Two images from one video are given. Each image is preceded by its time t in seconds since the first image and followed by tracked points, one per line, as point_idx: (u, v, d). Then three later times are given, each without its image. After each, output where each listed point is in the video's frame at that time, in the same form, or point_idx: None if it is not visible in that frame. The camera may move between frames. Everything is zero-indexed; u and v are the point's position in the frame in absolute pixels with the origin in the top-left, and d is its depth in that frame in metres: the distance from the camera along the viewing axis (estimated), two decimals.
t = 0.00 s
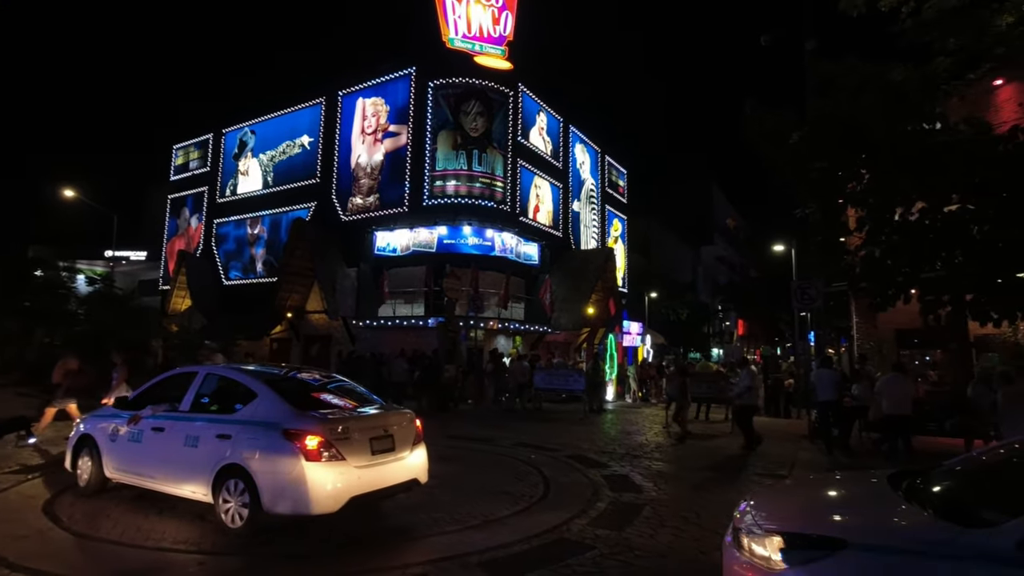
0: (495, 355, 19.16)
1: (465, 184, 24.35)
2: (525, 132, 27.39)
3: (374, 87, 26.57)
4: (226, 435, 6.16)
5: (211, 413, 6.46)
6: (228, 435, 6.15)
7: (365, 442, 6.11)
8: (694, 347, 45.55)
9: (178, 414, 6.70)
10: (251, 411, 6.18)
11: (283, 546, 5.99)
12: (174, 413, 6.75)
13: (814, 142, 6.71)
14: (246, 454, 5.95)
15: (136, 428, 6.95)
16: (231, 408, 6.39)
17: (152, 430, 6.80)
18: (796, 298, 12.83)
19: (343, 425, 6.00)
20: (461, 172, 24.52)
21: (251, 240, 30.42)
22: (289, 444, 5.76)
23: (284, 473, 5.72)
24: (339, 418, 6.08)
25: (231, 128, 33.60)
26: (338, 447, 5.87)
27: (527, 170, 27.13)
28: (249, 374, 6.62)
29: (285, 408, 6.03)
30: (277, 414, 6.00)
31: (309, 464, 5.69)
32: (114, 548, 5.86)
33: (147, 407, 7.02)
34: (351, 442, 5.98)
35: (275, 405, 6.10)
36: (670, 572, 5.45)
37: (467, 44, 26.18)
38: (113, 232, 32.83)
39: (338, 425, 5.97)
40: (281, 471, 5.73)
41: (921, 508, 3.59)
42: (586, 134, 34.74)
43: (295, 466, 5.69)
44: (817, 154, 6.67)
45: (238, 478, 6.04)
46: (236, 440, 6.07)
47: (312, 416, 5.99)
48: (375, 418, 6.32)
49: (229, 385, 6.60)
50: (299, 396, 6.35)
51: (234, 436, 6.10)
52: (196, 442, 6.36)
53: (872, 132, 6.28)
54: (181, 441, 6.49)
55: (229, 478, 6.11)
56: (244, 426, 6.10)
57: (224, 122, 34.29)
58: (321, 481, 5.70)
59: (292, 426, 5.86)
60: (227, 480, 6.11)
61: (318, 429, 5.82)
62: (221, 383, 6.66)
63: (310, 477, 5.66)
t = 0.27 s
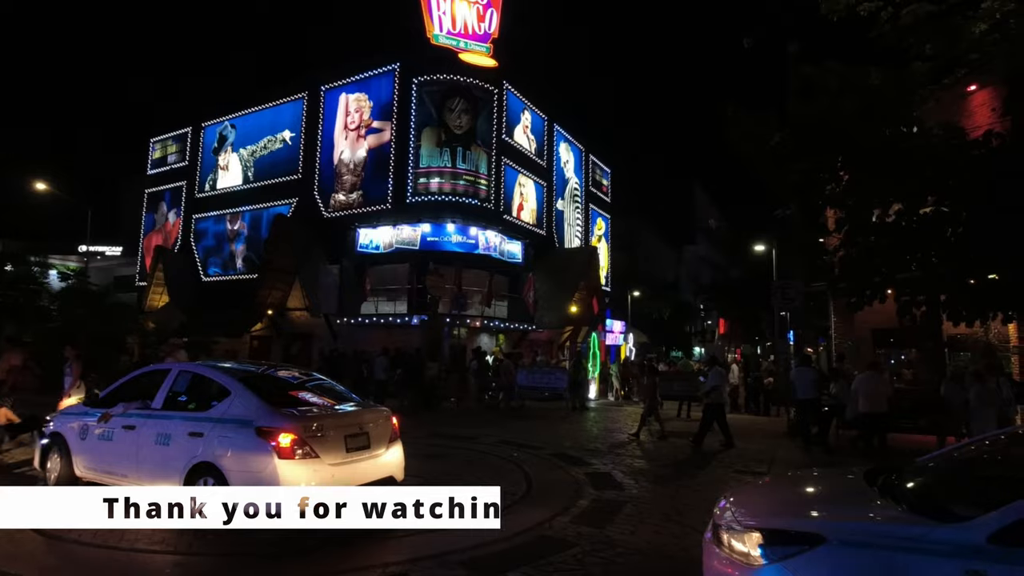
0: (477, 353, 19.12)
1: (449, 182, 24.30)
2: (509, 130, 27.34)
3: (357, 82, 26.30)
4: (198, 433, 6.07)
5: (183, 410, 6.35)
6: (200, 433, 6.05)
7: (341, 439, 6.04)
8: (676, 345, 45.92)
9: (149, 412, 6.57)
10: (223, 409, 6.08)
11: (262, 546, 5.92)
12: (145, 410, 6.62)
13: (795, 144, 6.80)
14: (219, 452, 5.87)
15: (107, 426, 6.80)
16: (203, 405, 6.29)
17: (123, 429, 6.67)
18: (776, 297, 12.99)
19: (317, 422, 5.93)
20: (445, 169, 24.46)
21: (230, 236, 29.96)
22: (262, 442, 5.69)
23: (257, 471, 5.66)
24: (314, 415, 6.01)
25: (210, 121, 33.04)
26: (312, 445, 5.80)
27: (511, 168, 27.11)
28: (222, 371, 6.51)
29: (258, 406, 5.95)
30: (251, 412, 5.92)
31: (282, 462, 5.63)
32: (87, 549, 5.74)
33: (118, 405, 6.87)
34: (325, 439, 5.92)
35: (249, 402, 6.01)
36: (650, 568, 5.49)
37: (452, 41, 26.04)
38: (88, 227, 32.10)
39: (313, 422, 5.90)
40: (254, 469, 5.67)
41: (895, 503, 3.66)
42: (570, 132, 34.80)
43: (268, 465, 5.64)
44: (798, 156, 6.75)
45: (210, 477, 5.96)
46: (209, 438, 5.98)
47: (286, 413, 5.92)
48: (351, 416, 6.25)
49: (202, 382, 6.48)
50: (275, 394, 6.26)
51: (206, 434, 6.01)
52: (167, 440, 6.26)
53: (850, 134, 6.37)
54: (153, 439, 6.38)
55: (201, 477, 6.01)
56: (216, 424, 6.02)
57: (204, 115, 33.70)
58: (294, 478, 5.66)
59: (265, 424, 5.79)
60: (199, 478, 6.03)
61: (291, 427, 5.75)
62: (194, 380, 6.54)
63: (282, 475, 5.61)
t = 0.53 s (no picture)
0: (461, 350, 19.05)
1: (434, 178, 24.16)
2: (496, 127, 27.27)
3: (342, 76, 26.02)
4: (170, 428, 5.99)
5: (154, 405, 6.25)
6: (171, 428, 5.98)
7: (314, 435, 6.00)
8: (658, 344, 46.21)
9: (119, 406, 6.45)
10: (196, 404, 6.01)
11: (240, 544, 5.83)
12: (115, 405, 6.50)
13: (778, 145, 6.87)
14: (190, 448, 5.82)
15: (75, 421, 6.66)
16: (175, 400, 6.19)
17: (92, 423, 6.54)
18: (758, 297, 13.13)
19: (292, 418, 5.88)
20: (431, 165, 24.29)
21: (211, 230, 29.49)
22: (234, 438, 5.65)
23: (230, 466, 5.62)
24: (288, 410, 5.96)
25: (191, 112, 32.46)
26: (285, 441, 5.77)
27: (496, 165, 27.06)
28: (195, 365, 6.41)
29: (231, 401, 5.88)
30: (223, 407, 5.85)
31: (255, 457, 5.60)
32: (57, 547, 5.60)
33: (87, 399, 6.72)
34: (299, 435, 5.88)
35: (221, 397, 5.94)
36: (632, 565, 5.51)
37: (439, 36, 25.88)
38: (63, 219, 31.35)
39: (286, 417, 5.85)
40: (227, 465, 5.64)
41: (871, 500, 3.72)
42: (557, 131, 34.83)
43: (240, 460, 5.60)
44: (781, 157, 6.82)
45: (182, 472, 5.90)
46: (180, 433, 5.91)
47: (260, 408, 5.87)
48: (325, 411, 6.21)
49: (174, 376, 6.38)
50: (250, 390, 6.19)
51: (178, 429, 5.93)
52: (137, 435, 6.16)
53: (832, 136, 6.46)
54: (123, 434, 6.28)
55: (171, 474, 5.97)
56: (188, 419, 5.94)
57: (184, 106, 33.10)
58: (265, 474, 5.63)
59: (237, 419, 5.75)
60: (170, 474, 5.98)
61: (265, 422, 5.71)
62: (166, 374, 6.43)
63: (254, 470, 5.59)
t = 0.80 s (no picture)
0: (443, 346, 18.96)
1: (417, 174, 23.99)
2: (480, 124, 27.18)
3: (325, 68, 25.70)
4: (136, 422, 5.89)
5: (121, 399, 6.13)
6: (138, 422, 5.87)
7: (285, 430, 5.92)
8: (640, 343, 46.48)
9: (86, 400, 6.32)
10: (163, 398, 5.89)
11: (215, 542, 5.73)
12: (82, 399, 6.37)
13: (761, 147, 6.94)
14: (156, 442, 5.72)
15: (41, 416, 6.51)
16: (143, 394, 6.07)
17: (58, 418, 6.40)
18: (738, 297, 13.29)
19: (262, 413, 5.80)
20: (415, 161, 24.12)
21: (189, 222, 28.95)
22: (201, 433, 5.55)
23: (195, 461, 5.52)
24: (258, 405, 5.86)
25: (169, 102, 31.81)
26: (254, 436, 5.67)
27: (481, 162, 26.98)
28: (164, 358, 6.28)
29: (199, 395, 5.77)
30: (191, 401, 5.75)
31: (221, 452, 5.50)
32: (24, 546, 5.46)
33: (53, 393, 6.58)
34: (269, 430, 5.79)
35: (189, 391, 5.83)
36: (610, 561, 5.54)
37: (424, 31, 25.66)
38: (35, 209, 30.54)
39: (256, 412, 5.76)
40: (192, 459, 5.53)
41: (846, 497, 3.77)
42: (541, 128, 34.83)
43: (205, 455, 5.50)
44: (763, 159, 6.89)
45: (148, 467, 5.81)
46: (147, 428, 5.81)
47: (228, 403, 5.76)
48: (296, 406, 6.13)
49: (142, 370, 6.25)
50: (220, 384, 6.09)
51: (144, 424, 5.83)
52: (104, 430, 6.05)
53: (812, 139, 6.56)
54: (89, 428, 6.16)
55: (136, 469, 5.88)
56: (155, 414, 5.84)
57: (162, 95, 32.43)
58: (233, 470, 5.52)
59: (204, 413, 5.64)
60: (135, 468, 5.87)
61: (232, 417, 5.61)
62: (134, 368, 6.30)
63: (220, 466, 5.48)
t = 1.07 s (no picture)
0: (425, 343, 18.90)
1: (401, 170, 23.84)
2: (464, 120, 27.09)
3: (306, 62, 25.39)
4: (104, 419, 5.83)
5: (89, 396, 6.04)
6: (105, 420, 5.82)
7: (256, 427, 5.88)
8: (622, 340, 46.70)
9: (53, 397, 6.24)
10: (131, 395, 5.82)
11: (194, 541, 5.66)
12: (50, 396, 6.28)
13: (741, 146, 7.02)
14: (124, 439, 5.69)
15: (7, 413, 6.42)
16: (111, 391, 6.00)
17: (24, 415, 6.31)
18: (720, 295, 13.43)
19: (233, 410, 5.75)
20: (398, 157, 23.96)
21: (167, 217, 28.42)
22: (169, 430, 5.52)
23: (164, 459, 5.49)
24: (229, 402, 5.81)
25: (146, 94, 31.17)
26: (224, 433, 5.64)
27: (464, 158, 26.89)
28: (132, 354, 6.19)
29: (167, 392, 5.71)
30: (159, 398, 5.69)
31: (190, 449, 5.47)
32: None
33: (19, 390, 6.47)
34: (239, 427, 5.75)
35: (158, 388, 5.76)
36: (591, 556, 5.58)
37: (408, 26, 25.44)
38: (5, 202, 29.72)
39: (228, 409, 5.72)
40: (162, 457, 5.51)
41: (823, 492, 3.84)
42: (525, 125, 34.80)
43: (174, 452, 5.47)
44: (743, 159, 6.95)
45: (116, 465, 5.77)
46: (115, 425, 5.75)
47: (198, 400, 5.71)
48: (267, 402, 6.07)
49: (111, 366, 6.15)
50: (192, 381, 6.01)
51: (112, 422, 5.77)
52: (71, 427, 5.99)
53: (793, 139, 6.66)
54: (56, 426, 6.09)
55: (104, 467, 5.85)
56: (123, 410, 5.78)
57: (138, 87, 31.75)
58: (202, 467, 5.49)
59: (173, 411, 5.59)
60: (103, 465, 5.84)
61: (202, 414, 5.57)
62: (103, 364, 6.20)
63: (189, 463, 5.45)
